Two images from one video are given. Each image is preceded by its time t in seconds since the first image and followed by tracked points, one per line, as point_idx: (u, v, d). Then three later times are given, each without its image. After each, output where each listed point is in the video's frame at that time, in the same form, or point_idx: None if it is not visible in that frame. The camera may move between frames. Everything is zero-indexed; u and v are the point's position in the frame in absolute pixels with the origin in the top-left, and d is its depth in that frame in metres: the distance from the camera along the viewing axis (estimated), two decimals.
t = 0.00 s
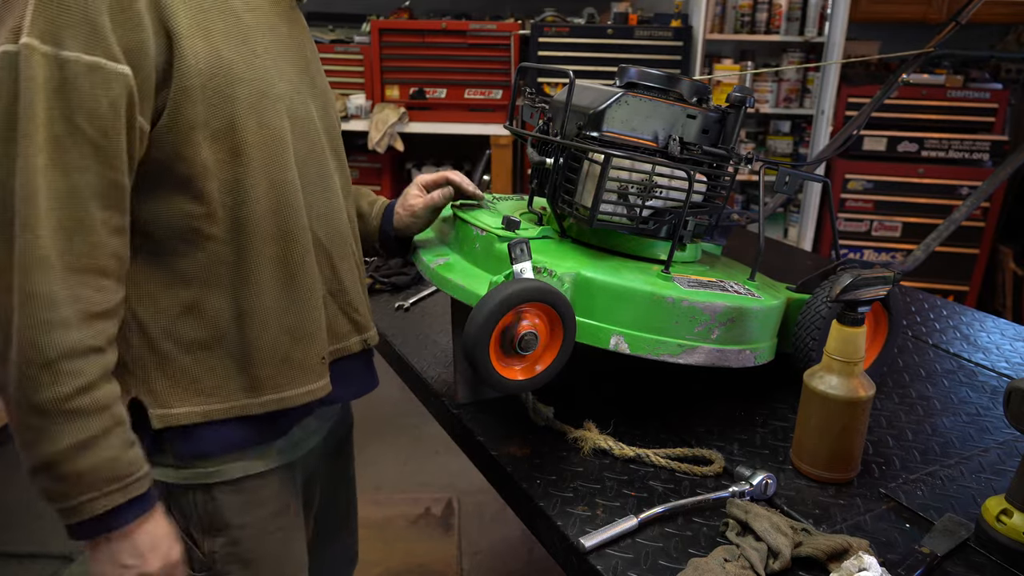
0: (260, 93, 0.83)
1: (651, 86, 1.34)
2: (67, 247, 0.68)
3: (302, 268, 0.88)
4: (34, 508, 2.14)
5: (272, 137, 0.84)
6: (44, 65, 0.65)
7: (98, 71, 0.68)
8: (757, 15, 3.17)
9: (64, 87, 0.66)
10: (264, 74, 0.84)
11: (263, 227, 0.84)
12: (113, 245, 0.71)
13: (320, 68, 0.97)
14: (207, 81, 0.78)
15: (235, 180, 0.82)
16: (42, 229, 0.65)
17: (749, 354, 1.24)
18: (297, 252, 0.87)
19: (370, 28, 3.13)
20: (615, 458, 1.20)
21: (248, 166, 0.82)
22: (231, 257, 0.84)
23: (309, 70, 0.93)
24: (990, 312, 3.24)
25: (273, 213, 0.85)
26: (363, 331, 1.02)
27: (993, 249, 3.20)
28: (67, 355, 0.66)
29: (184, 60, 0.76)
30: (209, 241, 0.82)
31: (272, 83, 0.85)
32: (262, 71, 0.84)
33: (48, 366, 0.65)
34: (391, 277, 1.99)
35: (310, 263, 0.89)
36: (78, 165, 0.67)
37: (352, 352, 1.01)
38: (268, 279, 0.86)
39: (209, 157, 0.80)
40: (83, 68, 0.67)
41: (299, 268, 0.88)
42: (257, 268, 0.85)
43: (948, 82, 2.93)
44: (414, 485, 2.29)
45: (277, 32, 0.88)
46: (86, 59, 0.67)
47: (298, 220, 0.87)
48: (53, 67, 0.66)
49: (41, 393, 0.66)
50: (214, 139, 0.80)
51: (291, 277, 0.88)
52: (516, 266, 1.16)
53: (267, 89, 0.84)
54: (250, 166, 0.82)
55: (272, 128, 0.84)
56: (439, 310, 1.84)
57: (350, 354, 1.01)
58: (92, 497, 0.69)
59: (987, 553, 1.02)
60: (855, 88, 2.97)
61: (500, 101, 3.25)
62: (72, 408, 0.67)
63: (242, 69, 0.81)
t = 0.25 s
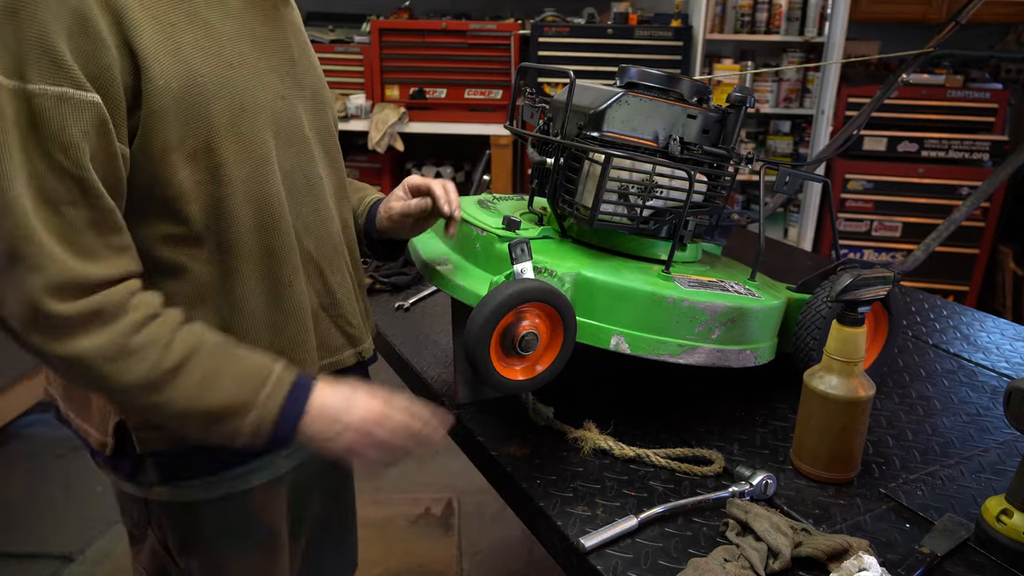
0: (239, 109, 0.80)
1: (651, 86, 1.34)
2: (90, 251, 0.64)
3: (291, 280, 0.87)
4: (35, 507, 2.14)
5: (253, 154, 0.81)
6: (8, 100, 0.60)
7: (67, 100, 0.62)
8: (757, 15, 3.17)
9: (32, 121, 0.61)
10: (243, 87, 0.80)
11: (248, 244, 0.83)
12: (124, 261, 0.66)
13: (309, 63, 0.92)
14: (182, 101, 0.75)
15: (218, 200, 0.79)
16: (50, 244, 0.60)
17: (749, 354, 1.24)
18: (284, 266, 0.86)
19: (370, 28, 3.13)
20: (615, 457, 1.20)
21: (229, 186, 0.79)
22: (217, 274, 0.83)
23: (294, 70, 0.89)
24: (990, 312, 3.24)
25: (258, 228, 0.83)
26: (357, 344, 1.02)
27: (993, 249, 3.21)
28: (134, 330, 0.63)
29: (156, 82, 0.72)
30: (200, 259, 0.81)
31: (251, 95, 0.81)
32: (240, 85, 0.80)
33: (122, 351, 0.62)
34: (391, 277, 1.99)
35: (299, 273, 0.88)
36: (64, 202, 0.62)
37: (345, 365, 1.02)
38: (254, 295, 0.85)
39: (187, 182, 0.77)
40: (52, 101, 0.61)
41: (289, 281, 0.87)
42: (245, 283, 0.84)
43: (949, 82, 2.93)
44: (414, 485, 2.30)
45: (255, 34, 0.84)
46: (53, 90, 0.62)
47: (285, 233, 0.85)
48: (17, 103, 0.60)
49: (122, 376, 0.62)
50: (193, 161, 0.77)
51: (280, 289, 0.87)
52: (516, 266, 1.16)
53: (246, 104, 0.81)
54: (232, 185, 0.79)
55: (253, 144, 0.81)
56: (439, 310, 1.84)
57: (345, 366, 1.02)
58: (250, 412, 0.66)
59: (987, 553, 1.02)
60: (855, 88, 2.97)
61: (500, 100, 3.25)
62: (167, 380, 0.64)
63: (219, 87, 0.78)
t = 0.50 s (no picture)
0: (234, 119, 0.82)
1: (651, 86, 1.34)
2: (161, 251, 0.69)
3: (294, 284, 0.90)
4: (35, 507, 2.14)
5: (249, 163, 0.83)
6: (37, 121, 0.63)
7: (97, 112, 0.65)
8: (757, 15, 3.17)
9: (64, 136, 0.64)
10: (237, 96, 0.82)
11: (248, 250, 0.85)
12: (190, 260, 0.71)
13: (293, 64, 0.93)
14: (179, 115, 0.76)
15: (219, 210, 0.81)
16: (128, 245, 0.65)
17: (749, 354, 1.24)
18: (288, 270, 0.89)
19: (370, 28, 3.13)
20: (615, 457, 1.20)
21: (234, 194, 0.82)
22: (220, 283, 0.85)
23: (280, 74, 0.90)
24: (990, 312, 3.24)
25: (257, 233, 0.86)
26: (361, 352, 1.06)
27: (993, 249, 3.21)
28: (226, 316, 0.69)
29: (155, 97, 0.73)
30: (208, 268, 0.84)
31: (245, 104, 0.83)
32: (234, 95, 0.82)
33: (224, 336, 0.68)
34: (391, 278, 1.99)
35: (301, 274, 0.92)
36: (123, 213, 0.66)
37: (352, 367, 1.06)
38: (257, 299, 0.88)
39: (193, 194, 0.79)
40: (82, 114, 0.64)
41: (291, 284, 0.90)
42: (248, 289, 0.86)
43: (948, 82, 2.93)
44: (414, 485, 2.30)
45: (242, 41, 0.85)
46: (81, 104, 0.64)
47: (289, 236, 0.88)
48: (43, 124, 0.63)
49: (220, 365, 0.68)
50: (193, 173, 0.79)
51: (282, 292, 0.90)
52: (516, 266, 1.16)
53: (241, 114, 0.82)
54: (233, 193, 0.82)
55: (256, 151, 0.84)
56: (440, 311, 1.84)
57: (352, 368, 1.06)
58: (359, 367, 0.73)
59: (987, 553, 1.02)
60: (855, 88, 2.97)
61: (500, 100, 3.25)
62: (265, 362, 0.70)
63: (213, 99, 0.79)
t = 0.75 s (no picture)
0: (237, 123, 0.82)
1: (651, 86, 1.34)
2: (163, 262, 0.70)
3: (295, 286, 0.91)
4: (35, 507, 2.14)
5: (252, 166, 0.84)
6: (39, 130, 0.62)
7: (103, 122, 0.65)
8: (757, 15, 3.17)
9: (69, 145, 0.64)
10: (239, 100, 0.83)
11: (251, 253, 0.85)
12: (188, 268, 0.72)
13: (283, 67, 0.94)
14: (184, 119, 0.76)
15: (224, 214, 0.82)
16: (127, 256, 0.65)
17: (749, 354, 1.24)
18: (289, 273, 0.90)
19: (370, 29, 3.13)
20: (615, 457, 1.20)
21: (236, 200, 0.82)
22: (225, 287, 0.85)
23: (274, 77, 0.91)
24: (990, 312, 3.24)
25: (259, 236, 0.87)
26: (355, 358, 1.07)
27: (993, 249, 3.21)
28: (228, 323, 0.71)
29: (161, 102, 0.73)
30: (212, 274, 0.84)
31: (246, 108, 0.84)
32: (236, 99, 0.82)
33: (229, 343, 0.70)
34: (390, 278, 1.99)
35: (302, 276, 0.92)
36: (126, 222, 0.67)
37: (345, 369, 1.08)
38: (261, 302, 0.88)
39: (196, 201, 0.79)
40: (89, 124, 0.64)
41: (293, 285, 0.91)
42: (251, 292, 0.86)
43: (949, 82, 2.94)
44: (414, 485, 2.29)
45: (239, 45, 0.85)
46: (87, 113, 0.64)
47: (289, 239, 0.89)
48: (49, 133, 0.63)
49: (225, 372, 0.70)
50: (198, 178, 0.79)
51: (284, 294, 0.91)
52: (516, 266, 1.16)
53: (243, 118, 0.83)
54: (238, 197, 0.82)
55: (256, 155, 0.84)
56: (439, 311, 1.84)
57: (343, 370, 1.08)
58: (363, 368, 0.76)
59: (987, 553, 1.02)
60: (855, 88, 2.97)
61: (500, 100, 3.25)
62: (269, 366, 0.72)
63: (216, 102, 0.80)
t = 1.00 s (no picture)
0: (239, 119, 0.82)
1: (651, 86, 1.34)
2: (163, 255, 0.70)
3: (291, 284, 0.91)
4: (35, 507, 2.14)
5: (252, 161, 0.84)
6: (48, 118, 0.63)
7: (111, 111, 0.65)
8: (757, 15, 3.17)
9: (76, 134, 0.64)
10: (241, 97, 0.83)
11: (249, 249, 0.85)
12: (189, 264, 0.72)
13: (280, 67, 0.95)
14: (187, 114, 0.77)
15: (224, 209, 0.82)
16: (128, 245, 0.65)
17: (749, 354, 1.24)
18: (286, 270, 0.90)
19: (370, 29, 3.13)
20: (615, 457, 1.20)
21: (236, 195, 0.82)
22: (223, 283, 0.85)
23: (274, 76, 0.91)
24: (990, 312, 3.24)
25: (257, 233, 0.87)
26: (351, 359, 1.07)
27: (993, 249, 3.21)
28: (224, 332, 0.71)
29: (166, 94, 0.73)
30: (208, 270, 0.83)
31: (248, 105, 0.84)
32: (238, 95, 0.82)
33: (219, 357, 0.70)
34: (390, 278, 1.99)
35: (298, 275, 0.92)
36: (130, 214, 0.67)
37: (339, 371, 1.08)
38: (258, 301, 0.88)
39: (198, 193, 0.79)
40: (97, 112, 0.64)
41: (289, 284, 0.91)
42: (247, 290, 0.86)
43: (949, 82, 2.94)
44: (414, 485, 2.29)
45: (240, 43, 0.85)
46: (95, 102, 0.64)
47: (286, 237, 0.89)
48: (57, 121, 0.63)
49: (215, 381, 0.70)
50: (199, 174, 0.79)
51: (280, 293, 0.91)
52: (516, 266, 1.16)
53: (244, 114, 0.83)
54: (237, 192, 0.82)
55: (256, 152, 0.84)
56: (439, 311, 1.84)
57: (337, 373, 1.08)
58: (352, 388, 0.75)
59: (987, 553, 1.02)
60: (855, 88, 2.97)
61: (499, 100, 3.25)
62: (258, 379, 0.72)
63: (219, 99, 0.80)
